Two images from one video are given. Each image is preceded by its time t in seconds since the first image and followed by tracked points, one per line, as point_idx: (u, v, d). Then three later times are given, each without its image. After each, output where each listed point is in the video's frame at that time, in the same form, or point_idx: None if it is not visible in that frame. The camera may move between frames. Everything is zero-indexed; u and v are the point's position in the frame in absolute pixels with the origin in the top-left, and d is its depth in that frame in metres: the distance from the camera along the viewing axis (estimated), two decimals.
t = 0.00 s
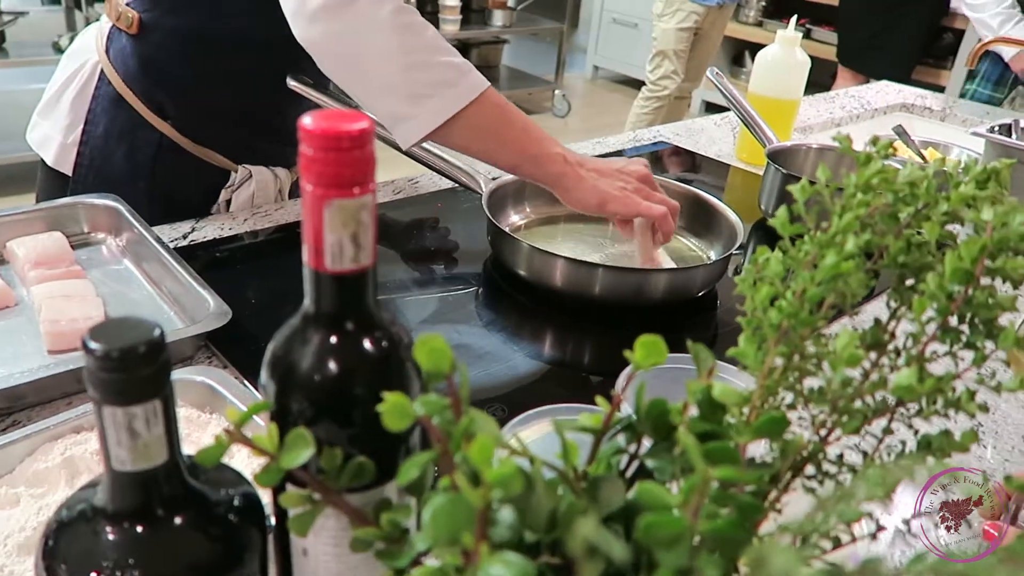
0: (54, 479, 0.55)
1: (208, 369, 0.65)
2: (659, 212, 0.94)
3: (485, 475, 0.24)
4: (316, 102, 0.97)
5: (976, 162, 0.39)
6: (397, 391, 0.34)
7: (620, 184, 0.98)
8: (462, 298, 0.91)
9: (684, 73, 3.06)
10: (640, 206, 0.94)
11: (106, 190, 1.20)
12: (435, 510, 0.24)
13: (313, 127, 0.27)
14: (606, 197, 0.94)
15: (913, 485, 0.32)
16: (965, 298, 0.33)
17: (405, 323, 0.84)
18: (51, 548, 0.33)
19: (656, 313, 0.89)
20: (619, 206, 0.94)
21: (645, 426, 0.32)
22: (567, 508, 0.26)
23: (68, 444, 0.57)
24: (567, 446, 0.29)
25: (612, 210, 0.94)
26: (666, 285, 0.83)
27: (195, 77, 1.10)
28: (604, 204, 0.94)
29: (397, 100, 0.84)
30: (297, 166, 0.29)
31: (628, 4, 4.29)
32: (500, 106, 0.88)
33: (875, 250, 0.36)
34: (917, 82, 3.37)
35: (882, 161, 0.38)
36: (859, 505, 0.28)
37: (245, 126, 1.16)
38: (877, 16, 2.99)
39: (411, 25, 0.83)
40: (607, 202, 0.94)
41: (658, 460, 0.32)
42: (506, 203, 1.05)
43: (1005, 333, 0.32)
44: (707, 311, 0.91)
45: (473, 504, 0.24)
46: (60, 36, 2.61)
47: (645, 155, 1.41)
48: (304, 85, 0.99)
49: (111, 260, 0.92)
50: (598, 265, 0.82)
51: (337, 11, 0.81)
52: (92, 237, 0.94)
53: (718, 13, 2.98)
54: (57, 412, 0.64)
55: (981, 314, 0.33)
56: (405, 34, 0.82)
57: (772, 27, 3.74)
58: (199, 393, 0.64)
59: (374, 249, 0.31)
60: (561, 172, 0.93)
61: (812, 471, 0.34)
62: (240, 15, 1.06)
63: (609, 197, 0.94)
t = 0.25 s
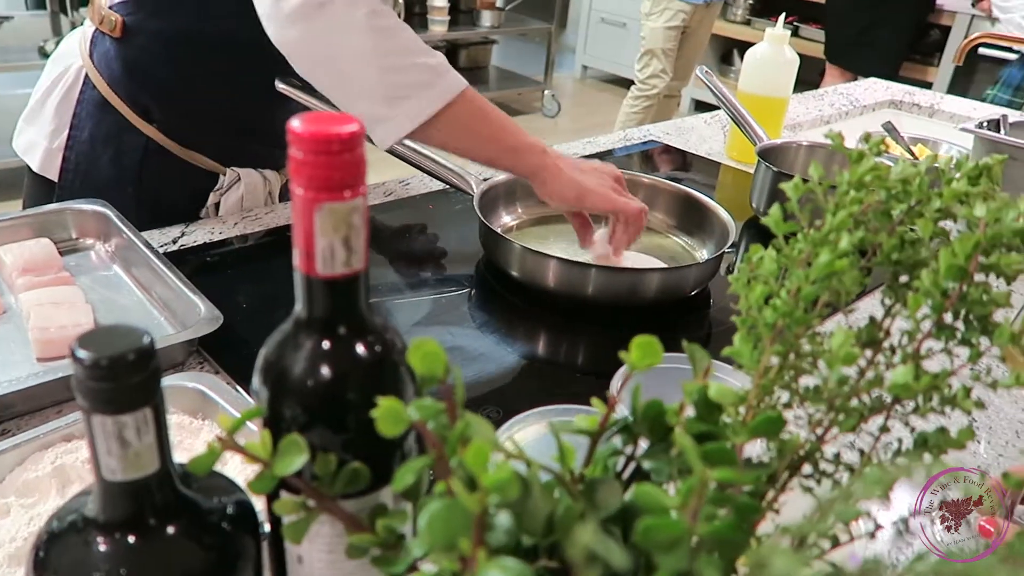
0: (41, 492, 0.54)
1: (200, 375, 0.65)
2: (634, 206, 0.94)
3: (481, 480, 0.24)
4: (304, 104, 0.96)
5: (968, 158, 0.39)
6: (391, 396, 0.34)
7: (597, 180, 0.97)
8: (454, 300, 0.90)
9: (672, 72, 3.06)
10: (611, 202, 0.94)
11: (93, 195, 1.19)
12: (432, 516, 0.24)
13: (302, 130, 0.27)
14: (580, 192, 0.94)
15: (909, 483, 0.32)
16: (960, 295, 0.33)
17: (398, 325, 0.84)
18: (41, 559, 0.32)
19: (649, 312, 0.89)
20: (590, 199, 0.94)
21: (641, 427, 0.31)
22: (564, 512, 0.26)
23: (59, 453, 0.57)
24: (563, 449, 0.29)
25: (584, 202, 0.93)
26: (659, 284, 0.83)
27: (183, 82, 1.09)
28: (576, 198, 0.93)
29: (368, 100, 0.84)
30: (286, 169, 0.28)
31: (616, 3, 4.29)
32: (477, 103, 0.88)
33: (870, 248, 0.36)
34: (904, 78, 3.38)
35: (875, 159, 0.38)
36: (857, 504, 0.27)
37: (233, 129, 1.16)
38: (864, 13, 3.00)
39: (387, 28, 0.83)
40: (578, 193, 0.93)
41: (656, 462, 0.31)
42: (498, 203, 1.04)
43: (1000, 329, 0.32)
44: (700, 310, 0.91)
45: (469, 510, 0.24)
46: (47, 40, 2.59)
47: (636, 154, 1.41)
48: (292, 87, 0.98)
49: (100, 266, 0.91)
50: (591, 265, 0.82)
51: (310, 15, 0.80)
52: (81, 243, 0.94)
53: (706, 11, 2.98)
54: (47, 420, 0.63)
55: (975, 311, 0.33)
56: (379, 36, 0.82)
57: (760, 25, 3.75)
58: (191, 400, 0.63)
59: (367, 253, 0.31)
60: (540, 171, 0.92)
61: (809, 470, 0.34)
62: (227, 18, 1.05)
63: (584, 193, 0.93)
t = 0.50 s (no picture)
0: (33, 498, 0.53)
1: (192, 377, 0.64)
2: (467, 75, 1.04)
3: (472, 482, 0.24)
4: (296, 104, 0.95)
5: (959, 152, 0.39)
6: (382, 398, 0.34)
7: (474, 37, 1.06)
8: (447, 300, 0.90)
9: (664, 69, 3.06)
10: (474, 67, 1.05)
11: (83, 198, 1.19)
12: (422, 519, 0.24)
13: (289, 130, 0.27)
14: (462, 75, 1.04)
15: (904, 479, 0.32)
16: (952, 290, 0.32)
17: (391, 325, 0.84)
18: (30, 566, 0.32)
19: (643, 309, 0.89)
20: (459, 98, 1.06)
21: (634, 426, 0.31)
22: (557, 513, 0.26)
23: (50, 457, 0.56)
24: (556, 449, 0.29)
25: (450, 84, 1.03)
26: (653, 282, 0.83)
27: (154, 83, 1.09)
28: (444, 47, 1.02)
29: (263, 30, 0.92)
30: (272, 170, 0.28)
31: (608, 0, 4.29)
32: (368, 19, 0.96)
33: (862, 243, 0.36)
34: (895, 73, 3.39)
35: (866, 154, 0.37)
36: (852, 502, 0.27)
37: (218, 127, 1.16)
38: (855, 9, 3.00)
39: None
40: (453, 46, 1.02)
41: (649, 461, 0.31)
42: (491, 202, 1.04)
43: (992, 323, 0.32)
44: (694, 307, 0.91)
45: (459, 512, 0.24)
46: (37, 44, 2.59)
47: (629, 151, 1.41)
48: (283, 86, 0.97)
49: (91, 269, 0.91)
50: (584, 263, 0.82)
51: None
52: (71, 246, 0.93)
53: (697, 8, 2.98)
54: (37, 424, 0.63)
55: (968, 306, 0.33)
56: None
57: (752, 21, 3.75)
58: (182, 402, 0.63)
59: (355, 253, 0.31)
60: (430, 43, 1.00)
61: (804, 468, 0.34)
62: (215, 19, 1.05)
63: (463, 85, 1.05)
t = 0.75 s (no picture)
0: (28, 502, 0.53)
1: (188, 380, 0.64)
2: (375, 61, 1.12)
3: (464, 485, 0.24)
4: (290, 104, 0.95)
5: (950, 152, 0.39)
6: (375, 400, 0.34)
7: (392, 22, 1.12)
8: (442, 300, 0.90)
9: (660, 68, 3.06)
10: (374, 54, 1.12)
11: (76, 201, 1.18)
12: (414, 522, 0.24)
13: (279, 132, 0.27)
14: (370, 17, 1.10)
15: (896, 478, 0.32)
16: (944, 289, 0.33)
17: (386, 326, 0.84)
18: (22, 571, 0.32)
19: (638, 309, 0.89)
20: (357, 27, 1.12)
21: (627, 426, 0.31)
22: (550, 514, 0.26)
23: (44, 460, 0.56)
24: (549, 451, 0.29)
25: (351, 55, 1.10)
26: (648, 281, 0.83)
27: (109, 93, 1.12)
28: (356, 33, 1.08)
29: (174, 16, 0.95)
30: (263, 172, 0.28)
31: None
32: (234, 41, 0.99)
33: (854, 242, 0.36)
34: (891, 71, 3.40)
35: (858, 154, 0.37)
36: (844, 502, 0.27)
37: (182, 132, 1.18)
38: (850, 8, 3.01)
39: None
40: None
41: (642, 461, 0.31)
42: (486, 202, 1.04)
43: (984, 322, 0.32)
44: (689, 306, 0.91)
45: (451, 515, 0.24)
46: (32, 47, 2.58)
47: (624, 151, 1.41)
48: (280, 86, 0.97)
49: (85, 271, 0.91)
50: (579, 263, 0.82)
51: None
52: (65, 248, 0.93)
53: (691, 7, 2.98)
54: (32, 427, 0.63)
55: (960, 305, 0.33)
56: None
57: (747, 20, 3.76)
58: (177, 404, 0.63)
59: (347, 256, 0.31)
60: None
61: (796, 468, 0.34)
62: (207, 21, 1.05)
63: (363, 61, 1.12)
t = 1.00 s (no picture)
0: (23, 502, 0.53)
1: (184, 381, 0.64)
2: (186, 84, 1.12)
3: (455, 484, 0.24)
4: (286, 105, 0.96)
5: (942, 151, 0.40)
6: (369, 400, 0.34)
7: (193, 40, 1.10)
8: (439, 300, 0.90)
9: (657, 68, 3.06)
10: (181, 78, 1.11)
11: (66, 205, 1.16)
12: (405, 521, 0.24)
13: (270, 133, 0.27)
14: (170, 62, 1.09)
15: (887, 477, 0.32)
16: (935, 288, 0.33)
17: (382, 327, 0.84)
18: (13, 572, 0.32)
19: (634, 309, 0.89)
20: (161, 85, 1.10)
21: (619, 426, 0.31)
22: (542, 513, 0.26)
23: (39, 460, 0.56)
24: (541, 450, 0.29)
25: (153, 92, 1.10)
26: (643, 281, 0.83)
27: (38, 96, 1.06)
28: (155, 70, 1.08)
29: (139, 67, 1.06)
30: (255, 173, 0.28)
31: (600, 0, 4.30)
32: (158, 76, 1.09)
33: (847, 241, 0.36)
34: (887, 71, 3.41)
35: (850, 154, 0.38)
36: (834, 500, 0.27)
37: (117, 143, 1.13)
38: (846, 8, 3.01)
39: None
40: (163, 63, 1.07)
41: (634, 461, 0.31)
42: (482, 202, 1.04)
43: (975, 321, 0.32)
44: (685, 305, 0.91)
45: (441, 514, 0.24)
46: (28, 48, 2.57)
47: (620, 151, 1.41)
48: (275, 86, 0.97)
49: (81, 272, 0.91)
50: (575, 263, 0.82)
51: None
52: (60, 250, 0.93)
53: (688, 7, 2.99)
54: (27, 428, 0.63)
55: (952, 304, 0.33)
56: None
57: (744, 20, 3.77)
58: (172, 405, 0.63)
59: (338, 255, 0.31)
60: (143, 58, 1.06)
61: (789, 467, 0.34)
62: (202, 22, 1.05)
63: (179, 85, 1.12)
